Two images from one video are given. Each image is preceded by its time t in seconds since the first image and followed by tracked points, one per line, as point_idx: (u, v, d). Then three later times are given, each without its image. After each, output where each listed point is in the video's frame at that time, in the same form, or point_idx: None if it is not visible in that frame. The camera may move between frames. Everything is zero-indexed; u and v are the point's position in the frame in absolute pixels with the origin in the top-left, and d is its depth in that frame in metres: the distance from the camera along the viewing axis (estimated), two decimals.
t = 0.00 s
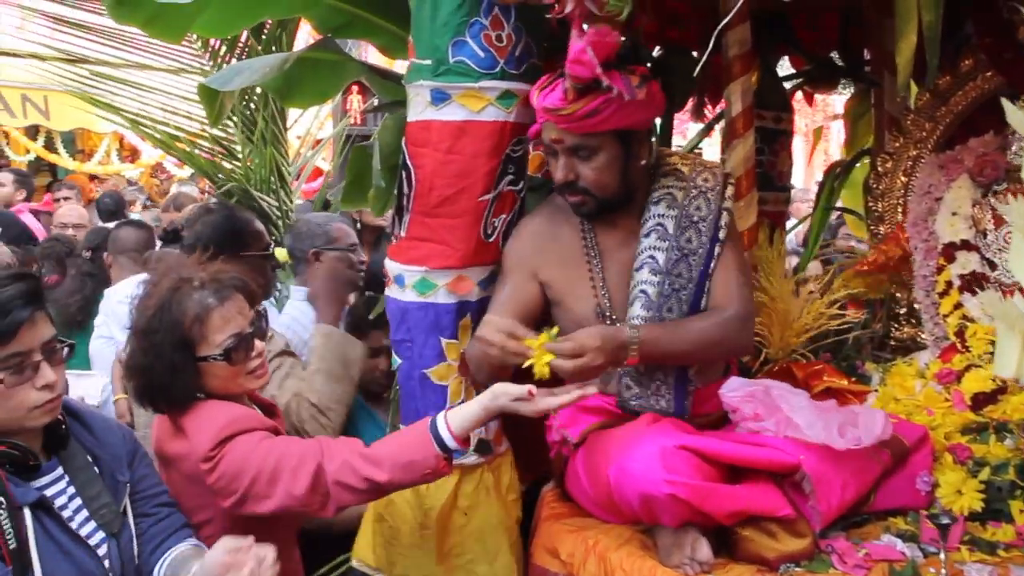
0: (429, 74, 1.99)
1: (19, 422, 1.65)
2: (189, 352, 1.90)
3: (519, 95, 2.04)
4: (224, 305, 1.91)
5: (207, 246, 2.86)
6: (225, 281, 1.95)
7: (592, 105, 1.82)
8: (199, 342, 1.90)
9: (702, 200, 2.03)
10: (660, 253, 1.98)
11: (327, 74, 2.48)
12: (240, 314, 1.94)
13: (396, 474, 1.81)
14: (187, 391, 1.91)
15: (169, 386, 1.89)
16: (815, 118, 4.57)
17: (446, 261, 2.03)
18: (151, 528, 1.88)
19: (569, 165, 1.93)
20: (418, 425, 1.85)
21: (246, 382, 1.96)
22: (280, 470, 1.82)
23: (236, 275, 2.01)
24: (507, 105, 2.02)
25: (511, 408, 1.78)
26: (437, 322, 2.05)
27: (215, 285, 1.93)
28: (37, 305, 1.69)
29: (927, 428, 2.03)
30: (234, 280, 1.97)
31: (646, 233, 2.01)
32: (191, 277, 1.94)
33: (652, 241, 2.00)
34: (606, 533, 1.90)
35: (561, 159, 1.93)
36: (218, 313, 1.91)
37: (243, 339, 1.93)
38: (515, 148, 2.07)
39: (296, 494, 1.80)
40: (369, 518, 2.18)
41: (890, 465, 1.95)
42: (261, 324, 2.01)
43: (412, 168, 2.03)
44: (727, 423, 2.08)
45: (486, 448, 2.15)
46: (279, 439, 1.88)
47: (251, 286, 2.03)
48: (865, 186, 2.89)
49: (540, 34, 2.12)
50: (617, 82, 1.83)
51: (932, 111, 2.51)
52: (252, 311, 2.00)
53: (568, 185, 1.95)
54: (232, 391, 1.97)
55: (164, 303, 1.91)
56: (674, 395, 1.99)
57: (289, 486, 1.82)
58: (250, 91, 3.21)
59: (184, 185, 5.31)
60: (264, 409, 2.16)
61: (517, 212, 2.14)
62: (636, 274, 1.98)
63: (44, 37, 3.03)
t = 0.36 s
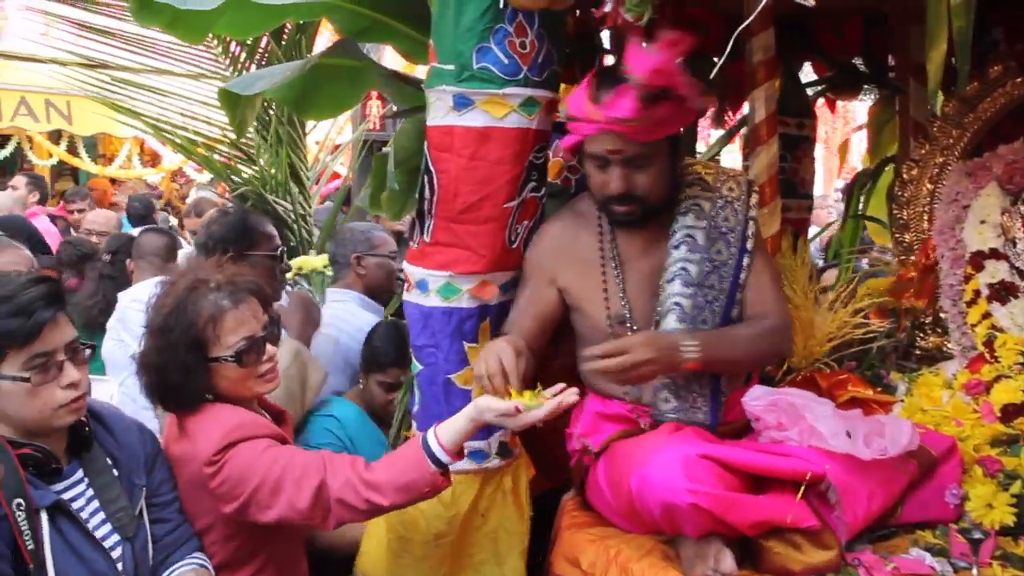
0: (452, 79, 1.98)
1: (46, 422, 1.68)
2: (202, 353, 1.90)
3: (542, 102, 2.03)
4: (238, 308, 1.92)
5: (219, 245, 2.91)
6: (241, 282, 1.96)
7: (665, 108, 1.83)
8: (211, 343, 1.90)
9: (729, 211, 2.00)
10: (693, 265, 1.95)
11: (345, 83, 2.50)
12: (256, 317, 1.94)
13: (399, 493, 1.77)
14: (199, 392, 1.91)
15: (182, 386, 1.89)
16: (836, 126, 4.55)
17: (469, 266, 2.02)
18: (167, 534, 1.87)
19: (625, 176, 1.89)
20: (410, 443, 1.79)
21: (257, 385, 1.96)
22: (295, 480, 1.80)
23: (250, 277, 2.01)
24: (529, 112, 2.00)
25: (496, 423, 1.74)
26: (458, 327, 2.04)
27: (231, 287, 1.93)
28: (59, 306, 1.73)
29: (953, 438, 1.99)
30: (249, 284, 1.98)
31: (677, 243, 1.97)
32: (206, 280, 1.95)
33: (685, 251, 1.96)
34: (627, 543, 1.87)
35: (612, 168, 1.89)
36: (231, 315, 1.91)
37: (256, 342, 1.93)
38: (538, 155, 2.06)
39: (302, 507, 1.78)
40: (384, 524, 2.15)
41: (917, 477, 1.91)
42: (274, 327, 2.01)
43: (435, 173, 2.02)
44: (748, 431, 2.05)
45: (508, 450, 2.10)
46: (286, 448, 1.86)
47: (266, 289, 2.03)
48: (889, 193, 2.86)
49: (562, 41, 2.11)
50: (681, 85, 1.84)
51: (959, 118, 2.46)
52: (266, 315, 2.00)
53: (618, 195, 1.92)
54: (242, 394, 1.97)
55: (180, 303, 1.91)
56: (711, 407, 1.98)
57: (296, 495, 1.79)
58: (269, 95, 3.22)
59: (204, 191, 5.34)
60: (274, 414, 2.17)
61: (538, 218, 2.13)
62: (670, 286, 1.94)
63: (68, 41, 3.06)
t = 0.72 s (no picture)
0: (456, 85, 1.99)
1: (42, 426, 1.68)
2: (203, 354, 1.91)
3: (547, 103, 2.01)
4: (239, 311, 1.93)
5: (223, 252, 2.97)
6: (241, 285, 1.98)
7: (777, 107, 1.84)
8: (212, 345, 1.91)
9: (760, 228, 2.04)
10: (749, 281, 1.97)
11: (352, 81, 2.48)
12: (257, 320, 1.95)
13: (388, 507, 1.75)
14: (198, 392, 1.92)
15: (180, 387, 1.91)
16: (839, 129, 4.55)
17: (480, 276, 1.99)
18: (167, 535, 1.88)
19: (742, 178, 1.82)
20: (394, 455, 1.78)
21: (256, 389, 1.97)
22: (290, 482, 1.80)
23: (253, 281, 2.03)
24: (535, 113, 1.99)
25: (484, 428, 1.74)
26: (467, 337, 2.02)
27: (232, 290, 1.96)
28: (66, 314, 1.74)
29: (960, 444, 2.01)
30: (250, 287, 2.00)
31: (728, 262, 1.97)
32: (208, 282, 1.98)
33: (738, 269, 1.97)
34: (631, 547, 1.87)
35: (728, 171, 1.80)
36: (233, 318, 1.92)
37: (255, 344, 1.93)
38: (546, 158, 2.03)
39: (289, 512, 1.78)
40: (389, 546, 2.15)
41: (923, 482, 1.91)
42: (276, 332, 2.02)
43: (444, 181, 2.03)
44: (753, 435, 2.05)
45: (494, 478, 2.05)
46: (281, 451, 1.86)
47: (265, 292, 2.06)
48: (894, 197, 2.87)
49: (570, 46, 2.11)
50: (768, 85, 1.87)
51: (964, 122, 2.47)
52: (267, 318, 2.01)
53: (725, 196, 1.83)
54: (243, 397, 1.97)
55: (181, 306, 1.94)
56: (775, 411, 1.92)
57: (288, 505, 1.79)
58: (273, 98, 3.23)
59: (209, 196, 5.36)
60: (275, 418, 2.17)
61: (554, 225, 2.07)
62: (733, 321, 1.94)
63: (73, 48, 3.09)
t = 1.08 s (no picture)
0: (464, 89, 1.96)
1: (42, 424, 1.66)
2: (205, 359, 1.92)
3: (557, 96, 1.94)
4: (250, 320, 1.96)
5: (246, 257, 3.01)
6: (256, 297, 2.01)
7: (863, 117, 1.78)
8: (217, 351, 1.93)
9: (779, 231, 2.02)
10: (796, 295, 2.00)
11: (350, 90, 2.49)
12: (262, 332, 1.97)
13: None
14: (195, 397, 1.92)
15: (182, 387, 1.92)
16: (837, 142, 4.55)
17: (502, 282, 1.90)
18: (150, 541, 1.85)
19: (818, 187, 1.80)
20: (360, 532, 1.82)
21: (250, 401, 1.98)
22: (262, 516, 1.80)
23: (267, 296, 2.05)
24: (544, 108, 1.92)
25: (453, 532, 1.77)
26: (495, 349, 1.92)
27: (245, 300, 1.99)
28: (74, 314, 1.73)
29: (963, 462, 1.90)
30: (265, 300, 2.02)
31: (780, 276, 1.97)
32: (222, 288, 2.00)
33: (789, 287, 1.98)
34: (629, 561, 1.85)
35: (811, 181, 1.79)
36: (243, 328, 1.95)
37: (258, 356, 1.95)
38: (561, 155, 1.95)
39: (245, 546, 1.79)
40: None
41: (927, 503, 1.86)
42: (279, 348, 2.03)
43: (462, 188, 1.98)
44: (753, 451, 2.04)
45: (540, 508, 1.91)
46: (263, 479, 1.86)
47: (279, 305, 2.07)
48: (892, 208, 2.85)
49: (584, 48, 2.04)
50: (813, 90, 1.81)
51: (964, 134, 2.47)
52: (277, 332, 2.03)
53: (803, 205, 1.83)
54: (237, 408, 1.97)
55: (194, 308, 1.96)
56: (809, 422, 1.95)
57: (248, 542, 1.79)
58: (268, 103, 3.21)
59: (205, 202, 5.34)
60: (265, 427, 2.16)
61: (578, 226, 1.97)
62: (790, 345, 1.94)
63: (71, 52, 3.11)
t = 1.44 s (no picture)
0: (444, 101, 1.94)
1: None
2: (153, 374, 1.91)
3: (536, 111, 1.92)
4: (195, 333, 1.94)
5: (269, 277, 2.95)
6: (201, 309, 1.98)
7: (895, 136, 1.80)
8: (163, 367, 1.91)
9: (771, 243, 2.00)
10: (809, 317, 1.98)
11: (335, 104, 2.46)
12: (211, 344, 1.95)
13: None
14: (148, 414, 1.91)
15: (130, 403, 1.90)
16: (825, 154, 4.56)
17: (473, 297, 1.89)
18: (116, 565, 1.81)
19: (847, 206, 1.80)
20: None
21: (203, 413, 1.95)
22: (195, 554, 1.80)
23: (210, 306, 2.02)
24: (522, 122, 1.91)
25: None
26: (461, 364, 1.91)
27: (189, 313, 1.96)
28: (39, 333, 1.72)
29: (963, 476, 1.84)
30: (209, 311, 1.99)
31: (795, 297, 1.96)
32: (167, 304, 1.98)
33: (804, 305, 1.97)
34: None
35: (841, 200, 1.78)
36: (187, 341, 1.93)
37: (209, 367, 1.93)
38: (537, 170, 1.93)
39: None
40: None
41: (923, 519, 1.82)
42: (229, 357, 2.00)
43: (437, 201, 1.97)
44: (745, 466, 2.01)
45: (495, 524, 1.89)
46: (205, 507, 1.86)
47: (226, 316, 2.05)
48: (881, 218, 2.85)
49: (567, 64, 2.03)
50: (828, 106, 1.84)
51: (949, 144, 2.47)
52: (224, 343, 2.00)
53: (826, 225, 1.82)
54: (195, 422, 1.95)
55: (137, 325, 1.94)
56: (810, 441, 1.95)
57: None
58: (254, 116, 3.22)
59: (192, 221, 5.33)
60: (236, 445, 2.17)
61: (551, 242, 1.97)
62: (802, 367, 1.91)
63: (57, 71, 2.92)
